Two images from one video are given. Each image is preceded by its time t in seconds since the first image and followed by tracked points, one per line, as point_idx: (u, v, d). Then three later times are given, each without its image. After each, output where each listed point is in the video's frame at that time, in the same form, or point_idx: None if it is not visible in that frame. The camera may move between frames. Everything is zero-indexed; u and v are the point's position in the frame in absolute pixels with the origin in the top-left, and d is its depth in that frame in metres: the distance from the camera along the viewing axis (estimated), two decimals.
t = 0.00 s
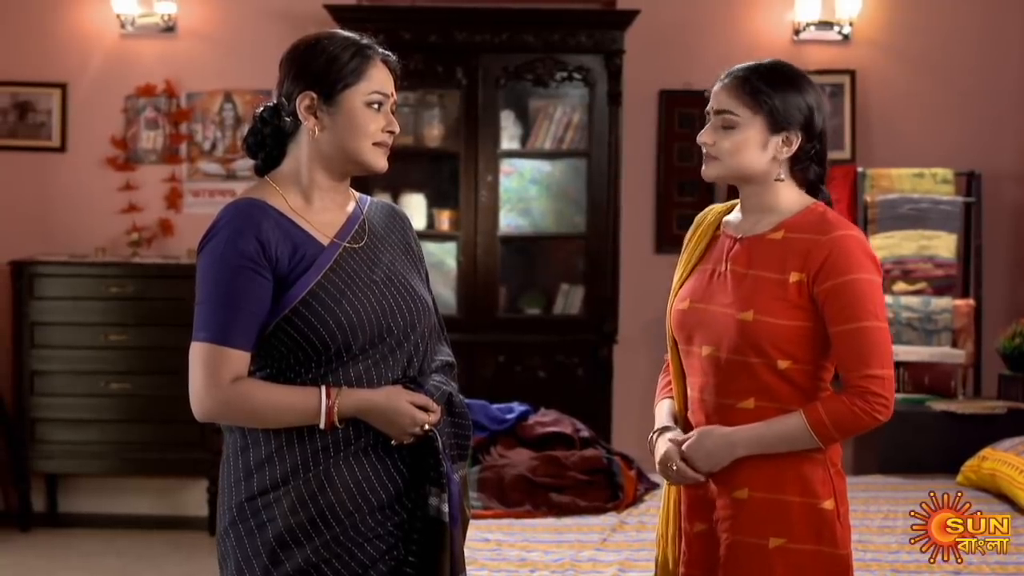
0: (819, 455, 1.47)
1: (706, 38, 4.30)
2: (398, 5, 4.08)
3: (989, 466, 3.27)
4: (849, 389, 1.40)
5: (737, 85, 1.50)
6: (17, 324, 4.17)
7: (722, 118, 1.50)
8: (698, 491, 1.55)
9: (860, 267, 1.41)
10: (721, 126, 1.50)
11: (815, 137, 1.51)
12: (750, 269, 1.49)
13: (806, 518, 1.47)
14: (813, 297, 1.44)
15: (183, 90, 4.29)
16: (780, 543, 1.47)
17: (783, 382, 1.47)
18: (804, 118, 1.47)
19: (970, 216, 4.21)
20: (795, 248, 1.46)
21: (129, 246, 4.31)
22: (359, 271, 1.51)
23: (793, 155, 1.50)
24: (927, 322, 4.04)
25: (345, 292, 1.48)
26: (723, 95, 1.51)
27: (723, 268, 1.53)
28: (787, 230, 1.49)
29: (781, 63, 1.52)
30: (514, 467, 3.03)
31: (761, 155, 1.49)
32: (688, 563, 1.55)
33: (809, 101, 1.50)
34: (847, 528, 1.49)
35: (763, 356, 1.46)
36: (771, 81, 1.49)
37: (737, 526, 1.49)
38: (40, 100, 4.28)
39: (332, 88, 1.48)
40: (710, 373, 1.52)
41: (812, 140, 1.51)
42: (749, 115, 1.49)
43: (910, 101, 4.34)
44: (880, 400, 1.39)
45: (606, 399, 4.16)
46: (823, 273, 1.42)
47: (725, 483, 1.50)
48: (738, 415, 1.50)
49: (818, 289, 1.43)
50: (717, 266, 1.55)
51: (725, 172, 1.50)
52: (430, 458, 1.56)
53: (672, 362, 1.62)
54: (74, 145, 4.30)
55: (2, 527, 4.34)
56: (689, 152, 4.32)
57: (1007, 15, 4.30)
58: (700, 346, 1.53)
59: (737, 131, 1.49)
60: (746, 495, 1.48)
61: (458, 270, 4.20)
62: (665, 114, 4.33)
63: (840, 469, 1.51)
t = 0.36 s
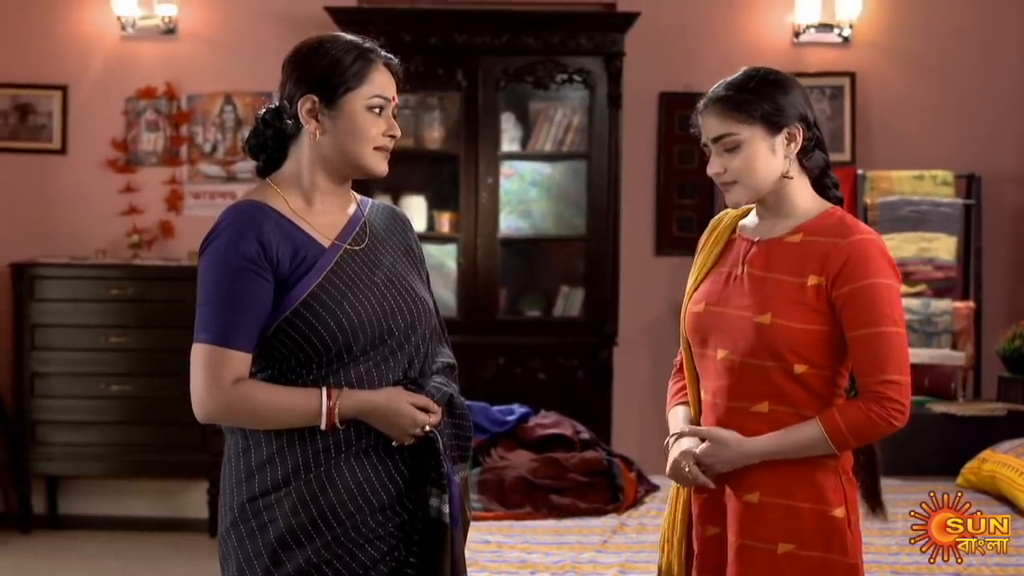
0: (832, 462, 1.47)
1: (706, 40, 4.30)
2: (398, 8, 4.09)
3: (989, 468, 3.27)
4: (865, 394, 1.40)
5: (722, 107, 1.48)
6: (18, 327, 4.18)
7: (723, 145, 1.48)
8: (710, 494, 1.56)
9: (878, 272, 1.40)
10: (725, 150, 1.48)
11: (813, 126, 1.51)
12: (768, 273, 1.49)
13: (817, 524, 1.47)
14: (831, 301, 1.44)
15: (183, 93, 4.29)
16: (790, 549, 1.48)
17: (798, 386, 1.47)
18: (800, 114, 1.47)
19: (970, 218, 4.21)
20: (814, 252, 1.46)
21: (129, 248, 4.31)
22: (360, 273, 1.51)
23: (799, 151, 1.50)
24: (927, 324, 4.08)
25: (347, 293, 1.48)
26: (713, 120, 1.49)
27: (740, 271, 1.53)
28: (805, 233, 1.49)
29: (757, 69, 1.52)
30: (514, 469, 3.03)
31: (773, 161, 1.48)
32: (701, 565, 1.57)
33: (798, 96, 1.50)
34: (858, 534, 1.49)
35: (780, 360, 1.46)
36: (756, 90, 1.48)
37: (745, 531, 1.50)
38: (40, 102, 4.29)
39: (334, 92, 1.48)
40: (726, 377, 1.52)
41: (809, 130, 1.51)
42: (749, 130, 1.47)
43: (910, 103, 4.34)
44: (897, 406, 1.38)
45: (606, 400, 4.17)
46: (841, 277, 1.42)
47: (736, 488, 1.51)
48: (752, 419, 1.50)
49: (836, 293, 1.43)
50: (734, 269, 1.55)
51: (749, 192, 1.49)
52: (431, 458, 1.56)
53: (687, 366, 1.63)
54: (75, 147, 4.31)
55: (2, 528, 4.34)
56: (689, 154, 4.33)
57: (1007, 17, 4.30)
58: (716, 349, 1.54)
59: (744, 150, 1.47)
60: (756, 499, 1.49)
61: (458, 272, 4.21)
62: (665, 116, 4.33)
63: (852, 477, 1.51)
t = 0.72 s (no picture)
0: (838, 468, 1.48)
1: (706, 41, 4.30)
2: (399, 9, 4.09)
3: (989, 469, 3.28)
4: (870, 403, 1.40)
5: (727, 109, 1.49)
6: (19, 328, 4.18)
7: (727, 146, 1.48)
8: (716, 500, 1.56)
9: (883, 280, 1.40)
10: (728, 152, 1.48)
11: (819, 132, 1.51)
12: (771, 280, 1.49)
13: (822, 529, 1.48)
14: (836, 308, 1.44)
15: (184, 94, 4.30)
16: (796, 556, 1.48)
17: (803, 394, 1.47)
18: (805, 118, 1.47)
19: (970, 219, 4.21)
20: (817, 259, 1.46)
21: (130, 249, 4.32)
22: (363, 273, 1.52)
23: (803, 156, 1.50)
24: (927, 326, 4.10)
25: (349, 293, 1.49)
26: (717, 121, 1.49)
27: (744, 277, 1.53)
28: (808, 240, 1.49)
29: (763, 72, 1.52)
30: (515, 470, 3.03)
31: (776, 165, 1.48)
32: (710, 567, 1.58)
33: (804, 100, 1.50)
34: (863, 538, 1.50)
35: (784, 368, 1.47)
36: (761, 93, 1.49)
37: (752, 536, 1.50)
38: (41, 104, 4.29)
39: (337, 94, 1.49)
40: (731, 384, 1.53)
41: (814, 136, 1.51)
42: (753, 133, 1.47)
43: (910, 104, 4.34)
44: (902, 414, 1.39)
45: (606, 401, 4.17)
46: (844, 285, 1.43)
47: (743, 495, 1.52)
48: (757, 427, 1.50)
49: (840, 301, 1.43)
50: (738, 275, 1.55)
51: (751, 196, 1.49)
52: (432, 457, 1.57)
53: (692, 371, 1.63)
54: (76, 148, 4.31)
55: (3, 530, 4.35)
56: (689, 156, 4.33)
57: (1006, 19, 4.31)
58: (720, 356, 1.54)
59: (747, 153, 1.47)
60: (762, 505, 1.50)
61: (458, 273, 4.21)
62: (665, 117, 4.34)
63: (857, 482, 1.52)
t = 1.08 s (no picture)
0: (815, 470, 1.48)
1: (707, 41, 4.31)
2: (400, 10, 4.10)
3: (990, 469, 3.29)
4: (847, 405, 1.40)
5: (704, 103, 1.50)
6: (21, 328, 4.19)
7: (700, 140, 1.49)
8: (693, 506, 1.55)
9: (857, 283, 1.40)
10: (703, 146, 1.49)
11: (792, 134, 1.53)
12: (744, 286, 1.49)
13: (804, 534, 1.48)
14: (810, 312, 1.44)
15: (186, 94, 4.30)
16: (780, 561, 1.49)
17: (780, 399, 1.48)
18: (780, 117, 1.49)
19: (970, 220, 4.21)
20: (790, 263, 1.46)
21: (132, 249, 4.32)
22: (365, 272, 1.52)
23: (776, 156, 1.52)
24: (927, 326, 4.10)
25: (352, 292, 1.49)
26: (693, 115, 1.50)
27: (717, 283, 1.53)
28: (780, 243, 1.48)
29: (742, 72, 1.54)
30: (517, 470, 3.03)
31: (749, 162, 1.49)
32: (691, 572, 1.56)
33: (779, 101, 1.52)
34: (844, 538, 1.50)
35: (760, 374, 1.47)
36: (739, 90, 1.50)
37: (736, 543, 1.50)
38: (43, 104, 4.30)
39: (339, 95, 1.49)
40: (705, 390, 1.52)
41: (788, 138, 1.53)
42: (728, 128, 1.48)
43: (910, 105, 4.35)
44: (879, 415, 1.39)
45: (607, 401, 4.17)
46: (818, 289, 1.42)
47: (723, 502, 1.52)
48: (734, 432, 1.50)
49: (814, 305, 1.43)
50: (711, 280, 1.55)
51: (722, 191, 1.49)
52: (434, 456, 1.58)
53: (664, 377, 1.63)
54: (79, 149, 4.32)
55: (6, 530, 4.35)
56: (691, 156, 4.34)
57: (1006, 19, 4.32)
58: (693, 364, 1.54)
59: (721, 147, 1.48)
60: (742, 513, 1.50)
61: (459, 273, 4.21)
62: (666, 118, 4.35)
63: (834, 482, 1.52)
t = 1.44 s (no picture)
0: (756, 470, 1.47)
1: (715, 41, 4.31)
2: (408, 10, 4.11)
3: (998, 468, 3.29)
4: (790, 400, 1.39)
5: (657, 84, 1.51)
6: (30, 327, 4.20)
7: (646, 116, 1.50)
8: (633, 508, 1.52)
9: (802, 275, 1.39)
10: (645, 123, 1.50)
11: (739, 135, 1.52)
12: (688, 281, 1.46)
13: (754, 534, 1.47)
14: (755, 304, 1.43)
15: (195, 95, 4.32)
16: (729, 564, 1.46)
17: (724, 396, 1.44)
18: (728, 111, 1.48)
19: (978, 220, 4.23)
20: (735, 257, 1.44)
21: (141, 249, 4.33)
22: (375, 272, 1.53)
23: (717, 151, 1.51)
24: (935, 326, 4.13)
25: (361, 292, 1.50)
26: (644, 95, 1.51)
27: (659, 279, 1.49)
28: (722, 237, 1.46)
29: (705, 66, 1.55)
30: (525, 469, 3.07)
31: (689, 148, 1.48)
32: None
33: (734, 99, 1.52)
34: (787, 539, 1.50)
35: (706, 370, 1.43)
36: (696, 78, 1.51)
37: (683, 547, 1.47)
38: (53, 105, 4.31)
39: (349, 95, 1.51)
40: (646, 389, 1.48)
41: (736, 138, 1.52)
42: (675, 109, 1.48)
43: (915, 104, 4.35)
44: (820, 410, 1.38)
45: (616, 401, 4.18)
46: (764, 281, 1.41)
47: (668, 506, 1.48)
48: (677, 431, 1.47)
49: (760, 297, 1.41)
50: (652, 277, 1.51)
51: (654, 171, 1.49)
52: (444, 457, 1.61)
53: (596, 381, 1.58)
54: (87, 149, 4.33)
55: (15, 529, 4.36)
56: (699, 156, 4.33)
57: (1012, 19, 4.32)
58: (634, 361, 1.50)
59: (662, 125, 1.48)
60: (692, 516, 1.47)
61: (468, 273, 4.23)
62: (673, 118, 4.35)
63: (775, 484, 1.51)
